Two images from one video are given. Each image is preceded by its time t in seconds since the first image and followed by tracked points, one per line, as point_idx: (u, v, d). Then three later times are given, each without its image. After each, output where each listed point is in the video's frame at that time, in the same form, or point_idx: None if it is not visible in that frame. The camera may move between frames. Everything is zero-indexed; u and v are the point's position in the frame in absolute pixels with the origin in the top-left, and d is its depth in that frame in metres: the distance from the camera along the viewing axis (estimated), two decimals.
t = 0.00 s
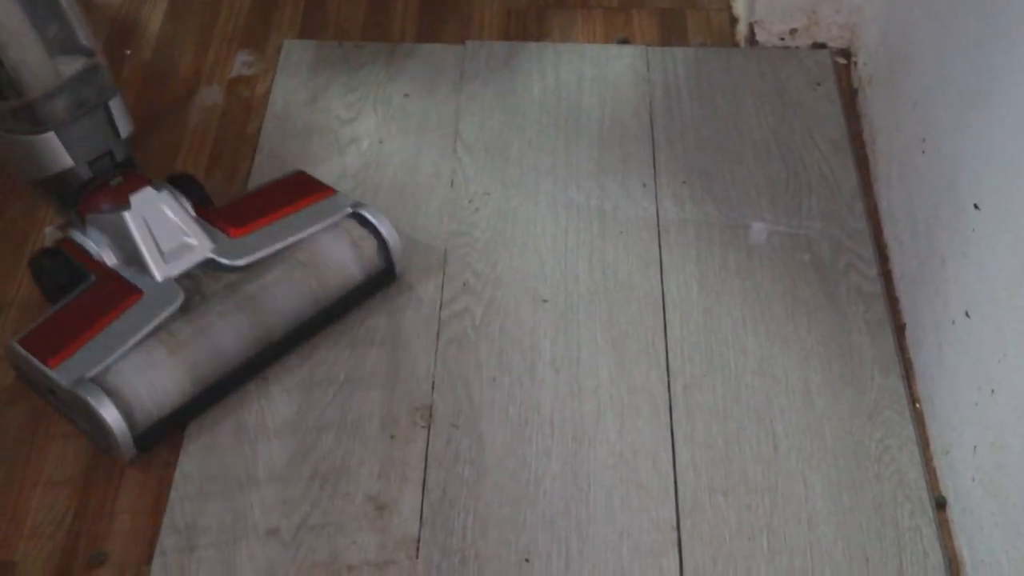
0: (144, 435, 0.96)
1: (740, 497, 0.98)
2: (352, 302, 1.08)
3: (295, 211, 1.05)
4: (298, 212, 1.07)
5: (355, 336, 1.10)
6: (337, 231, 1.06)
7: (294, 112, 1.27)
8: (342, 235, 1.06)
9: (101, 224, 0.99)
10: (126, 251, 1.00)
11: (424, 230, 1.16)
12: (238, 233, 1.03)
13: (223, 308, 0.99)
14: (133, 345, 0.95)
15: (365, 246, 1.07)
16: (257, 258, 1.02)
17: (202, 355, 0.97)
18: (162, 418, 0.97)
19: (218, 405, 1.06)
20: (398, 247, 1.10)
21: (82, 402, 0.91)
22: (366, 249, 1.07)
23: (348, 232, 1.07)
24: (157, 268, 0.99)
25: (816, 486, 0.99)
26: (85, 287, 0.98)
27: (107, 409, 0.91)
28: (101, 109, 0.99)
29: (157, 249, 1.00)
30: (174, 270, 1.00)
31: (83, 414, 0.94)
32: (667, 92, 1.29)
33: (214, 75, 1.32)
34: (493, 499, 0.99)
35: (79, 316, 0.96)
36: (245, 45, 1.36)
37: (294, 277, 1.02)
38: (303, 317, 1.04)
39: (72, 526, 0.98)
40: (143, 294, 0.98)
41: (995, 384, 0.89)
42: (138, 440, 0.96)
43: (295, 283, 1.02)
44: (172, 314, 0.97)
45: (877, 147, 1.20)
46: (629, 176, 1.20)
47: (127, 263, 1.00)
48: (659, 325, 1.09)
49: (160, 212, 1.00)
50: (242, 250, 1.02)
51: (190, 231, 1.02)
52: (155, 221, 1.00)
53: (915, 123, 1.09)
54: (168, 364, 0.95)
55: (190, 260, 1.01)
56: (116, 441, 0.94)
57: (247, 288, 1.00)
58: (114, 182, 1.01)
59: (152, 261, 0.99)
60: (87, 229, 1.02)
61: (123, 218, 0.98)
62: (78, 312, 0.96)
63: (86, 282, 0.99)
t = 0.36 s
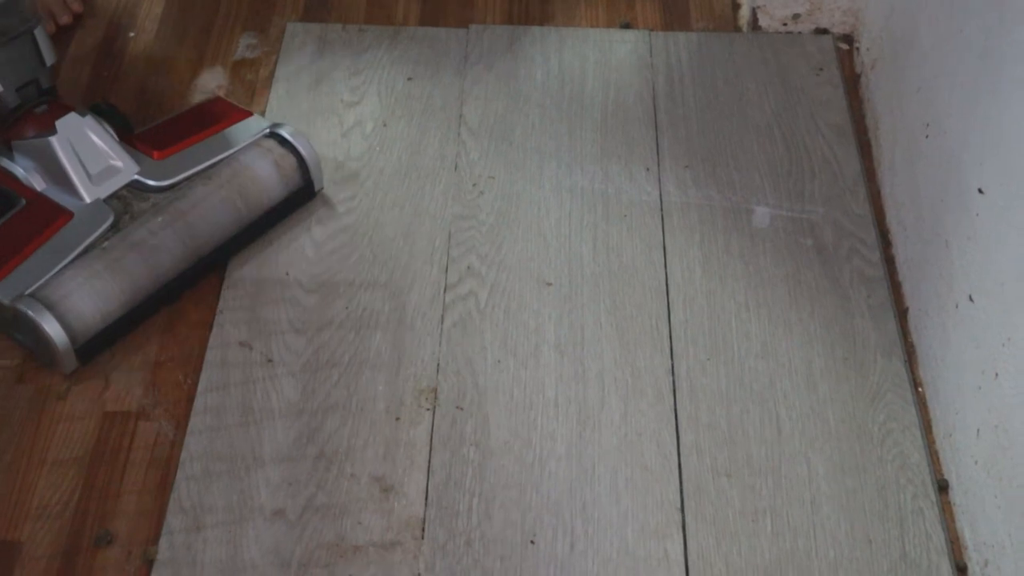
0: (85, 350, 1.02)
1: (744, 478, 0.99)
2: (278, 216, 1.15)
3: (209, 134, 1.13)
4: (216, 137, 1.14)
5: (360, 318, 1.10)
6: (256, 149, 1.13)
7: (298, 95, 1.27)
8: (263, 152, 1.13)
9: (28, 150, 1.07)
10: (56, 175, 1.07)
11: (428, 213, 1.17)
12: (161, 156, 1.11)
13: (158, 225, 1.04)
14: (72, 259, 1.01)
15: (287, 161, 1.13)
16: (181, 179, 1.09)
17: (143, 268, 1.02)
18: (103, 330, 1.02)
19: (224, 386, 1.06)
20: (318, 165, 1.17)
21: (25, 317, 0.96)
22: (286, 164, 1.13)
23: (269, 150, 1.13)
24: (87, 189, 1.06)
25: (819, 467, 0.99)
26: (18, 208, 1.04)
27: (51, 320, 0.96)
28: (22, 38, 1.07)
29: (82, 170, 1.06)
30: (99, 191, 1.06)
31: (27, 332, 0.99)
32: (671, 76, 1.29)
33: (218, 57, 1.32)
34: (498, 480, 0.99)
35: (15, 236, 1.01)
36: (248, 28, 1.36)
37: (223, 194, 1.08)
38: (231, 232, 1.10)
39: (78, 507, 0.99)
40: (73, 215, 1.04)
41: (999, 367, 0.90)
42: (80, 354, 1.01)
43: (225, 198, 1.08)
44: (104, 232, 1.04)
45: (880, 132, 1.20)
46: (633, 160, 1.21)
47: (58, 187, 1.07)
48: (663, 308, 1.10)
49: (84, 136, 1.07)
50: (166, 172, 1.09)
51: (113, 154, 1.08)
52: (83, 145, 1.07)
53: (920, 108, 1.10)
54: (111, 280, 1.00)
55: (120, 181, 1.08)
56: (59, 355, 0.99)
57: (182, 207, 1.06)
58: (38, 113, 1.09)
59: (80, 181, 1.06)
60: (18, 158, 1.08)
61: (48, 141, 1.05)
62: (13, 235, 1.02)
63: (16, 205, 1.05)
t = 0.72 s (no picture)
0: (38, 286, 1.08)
1: (762, 473, 0.99)
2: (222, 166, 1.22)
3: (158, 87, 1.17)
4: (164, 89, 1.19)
5: (379, 312, 1.10)
6: (202, 102, 1.19)
7: (318, 92, 1.28)
8: (210, 105, 1.19)
9: None
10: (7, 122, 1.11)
11: (447, 209, 1.17)
12: (110, 108, 1.14)
13: (108, 173, 1.10)
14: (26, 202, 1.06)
15: (232, 114, 1.20)
16: (130, 128, 1.14)
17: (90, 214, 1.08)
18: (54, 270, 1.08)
19: (245, 379, 1.07)
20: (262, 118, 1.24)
21: None
22: (233, 118, 1.20)
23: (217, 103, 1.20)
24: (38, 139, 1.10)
25: (837, 463, 1.00)
26: None
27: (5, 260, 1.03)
28: None
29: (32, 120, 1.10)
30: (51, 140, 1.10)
31: None
32: (689, 74, 1.30)
33: (239, 53, 1.33)
34: (517, 474, 1.00)
35: None
36: (269, 25, 1.37)
37: (169, 144, 1.15)
38: (176, 180, 1.17)
39: (101, 497, 1.00)
40: (26, 162, 1.08)
41: (1018, 364, 0.90)
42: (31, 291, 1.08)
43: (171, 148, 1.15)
44: (56, 176, 1.08)
45: (899, 131, 1.21)
46: (651, 158, 1.21)
47: (9, 136, 1.11)
48: (682, 304, 1.10)
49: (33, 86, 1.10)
50: (116, 122, 1.13)
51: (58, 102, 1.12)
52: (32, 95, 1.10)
53: (939, 106, 1.10)
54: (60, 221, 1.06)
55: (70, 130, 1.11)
56: (12, 291, 1.06)
57: (128, 154, 1.12)
58: None
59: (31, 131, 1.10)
60: None
61: None
62: None
63: None
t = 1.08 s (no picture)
0: (65, 270, 1.10)
1: (778, 470, 1.00)
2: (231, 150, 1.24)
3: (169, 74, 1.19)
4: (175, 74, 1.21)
5: (397, 308, 1.11)
6: (212, 87, 1.21)
7: (337, 90, 1.29)
8: (220, 91, 1.21)
9: None
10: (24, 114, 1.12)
11: (464, 206, 1.18)
12: (121, 96, 1.17)
13: (128, 158, 1.12)
14: (49, 188, 1.08)
15: (241, 99, 1.23)
16: (143, 116, 1.16)
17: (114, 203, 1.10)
18: (79, 254, 1.10)
19: (264, 373, 1.08)
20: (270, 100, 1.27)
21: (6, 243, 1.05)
22: (244, 103, 1.23)
23: (227, 89, 1.22)
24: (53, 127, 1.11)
25: (852, 461, 1.00)
26: None
27: (33, 244, 1.05)
28: None
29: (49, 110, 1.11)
30: (67, 128, 1.12)
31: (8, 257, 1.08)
32: (705, 73, 1.30)
33: (258, 50, 1.35)
34: (534, 469, 1.01)
35: None
36: (288, 23, 1.38)
37: (185, 130, 1.17)
38: (190, 166, 1.18)
39: (122, 490, 1.01)
40: (43, 151, 1.10)
41: None
42: (59, 275, 1.10)
43: (185, 137, 1.17)
44: (75, 164, 1.10)
45: (915, 131, 1.21)
46: (668, 157, 1.22)
47: (23, 125, 1.12)
48: (699, 303, 1.11)
49: (47, 77, 1.12)
50: (128, 110, 1.15)
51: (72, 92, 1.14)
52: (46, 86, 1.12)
53: (956, 106, 1.10)
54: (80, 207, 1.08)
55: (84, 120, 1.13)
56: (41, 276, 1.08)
57: (146, 143, 1.14)
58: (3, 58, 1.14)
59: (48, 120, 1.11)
60: None
61: (14, 81, 1.10)
62: None
63: None
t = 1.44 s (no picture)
0: (156, 249, 1.13)
1: (789, 471, 1.00)
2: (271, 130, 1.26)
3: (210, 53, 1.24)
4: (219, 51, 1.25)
5: (410, 307, 1.12)
6: (251, 61, 1.25)
7: (350, 89, 1.30)
8: (260, 65, 1.24)
9: (41, 84, 1.14)
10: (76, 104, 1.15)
11: (476, 205, 1.19)
12: (162, 79, 1.21)
13: (188, 135, 1.14)
14: (127, 167, 1.11)
15: (281, 72, 1.26)
16: (190, 94, 1.20)
17: (175, 182, 1.12)
18: (164, 233, 1.13)
19: (277, 369, 1.08)
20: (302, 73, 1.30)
21: (98, 228, 1.07)
22: (283, 75, 1.26)
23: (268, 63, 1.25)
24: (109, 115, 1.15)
25: (863, 463, 1.00)
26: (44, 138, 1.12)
27: (123, 224, 1.07)
28: None
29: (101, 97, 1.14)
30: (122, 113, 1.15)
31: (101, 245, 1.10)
32: (718, 76, 1.31)
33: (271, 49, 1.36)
34: (545, 468, 1.01)
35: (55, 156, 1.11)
36: (302, 23, 1.39)
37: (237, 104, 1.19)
38: (241, 141, 1.21)
39: (135, 484, 1.01)
40: (105, 137, 1.13)
41: None
42: (150, 257, 1.12)
43: (238, 108, 1.19)
44: (139, 147, 1.13)
45: (928, 135, 1.21)
46: (680, 159, 1.22)
47: (79, 114, 1.15)
48: (711, 304, 1.11)
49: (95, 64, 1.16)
50: (174, 90, 1.19)
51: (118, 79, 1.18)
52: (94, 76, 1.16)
53: (969, 110, 1.10)
54: (157, 189, 1.10)
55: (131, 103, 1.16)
56: (131, 261, 1.11)
57: (202, 118, 1.16)
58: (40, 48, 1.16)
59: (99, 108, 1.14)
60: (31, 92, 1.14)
61: (69, 72, 1.12)
62: (57, 161, 1.11)
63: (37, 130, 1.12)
